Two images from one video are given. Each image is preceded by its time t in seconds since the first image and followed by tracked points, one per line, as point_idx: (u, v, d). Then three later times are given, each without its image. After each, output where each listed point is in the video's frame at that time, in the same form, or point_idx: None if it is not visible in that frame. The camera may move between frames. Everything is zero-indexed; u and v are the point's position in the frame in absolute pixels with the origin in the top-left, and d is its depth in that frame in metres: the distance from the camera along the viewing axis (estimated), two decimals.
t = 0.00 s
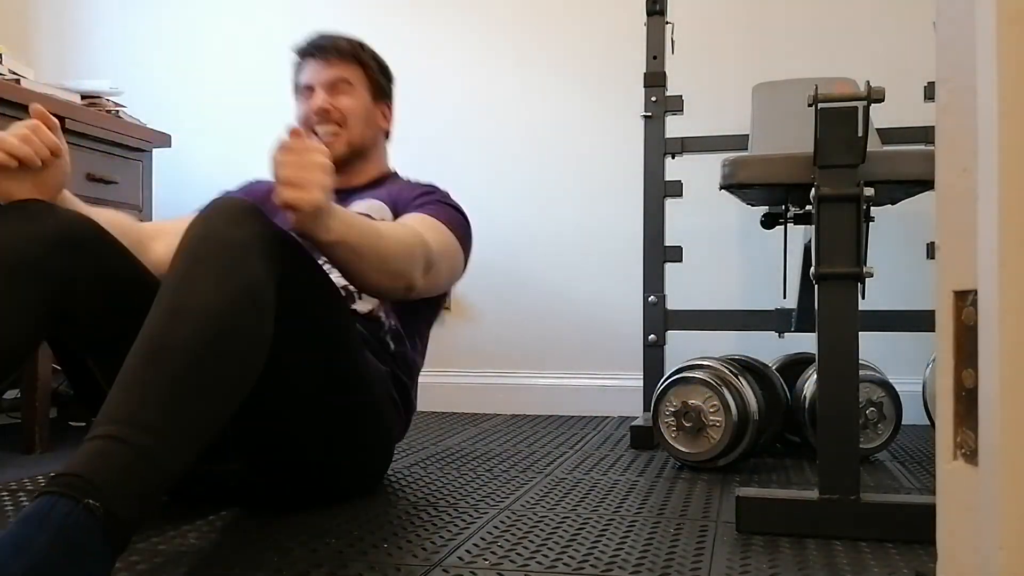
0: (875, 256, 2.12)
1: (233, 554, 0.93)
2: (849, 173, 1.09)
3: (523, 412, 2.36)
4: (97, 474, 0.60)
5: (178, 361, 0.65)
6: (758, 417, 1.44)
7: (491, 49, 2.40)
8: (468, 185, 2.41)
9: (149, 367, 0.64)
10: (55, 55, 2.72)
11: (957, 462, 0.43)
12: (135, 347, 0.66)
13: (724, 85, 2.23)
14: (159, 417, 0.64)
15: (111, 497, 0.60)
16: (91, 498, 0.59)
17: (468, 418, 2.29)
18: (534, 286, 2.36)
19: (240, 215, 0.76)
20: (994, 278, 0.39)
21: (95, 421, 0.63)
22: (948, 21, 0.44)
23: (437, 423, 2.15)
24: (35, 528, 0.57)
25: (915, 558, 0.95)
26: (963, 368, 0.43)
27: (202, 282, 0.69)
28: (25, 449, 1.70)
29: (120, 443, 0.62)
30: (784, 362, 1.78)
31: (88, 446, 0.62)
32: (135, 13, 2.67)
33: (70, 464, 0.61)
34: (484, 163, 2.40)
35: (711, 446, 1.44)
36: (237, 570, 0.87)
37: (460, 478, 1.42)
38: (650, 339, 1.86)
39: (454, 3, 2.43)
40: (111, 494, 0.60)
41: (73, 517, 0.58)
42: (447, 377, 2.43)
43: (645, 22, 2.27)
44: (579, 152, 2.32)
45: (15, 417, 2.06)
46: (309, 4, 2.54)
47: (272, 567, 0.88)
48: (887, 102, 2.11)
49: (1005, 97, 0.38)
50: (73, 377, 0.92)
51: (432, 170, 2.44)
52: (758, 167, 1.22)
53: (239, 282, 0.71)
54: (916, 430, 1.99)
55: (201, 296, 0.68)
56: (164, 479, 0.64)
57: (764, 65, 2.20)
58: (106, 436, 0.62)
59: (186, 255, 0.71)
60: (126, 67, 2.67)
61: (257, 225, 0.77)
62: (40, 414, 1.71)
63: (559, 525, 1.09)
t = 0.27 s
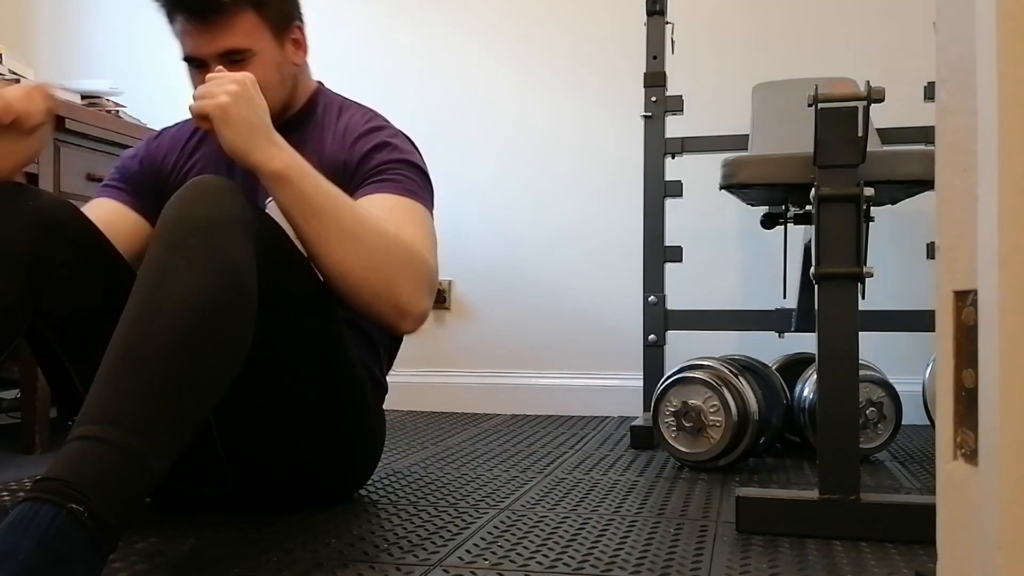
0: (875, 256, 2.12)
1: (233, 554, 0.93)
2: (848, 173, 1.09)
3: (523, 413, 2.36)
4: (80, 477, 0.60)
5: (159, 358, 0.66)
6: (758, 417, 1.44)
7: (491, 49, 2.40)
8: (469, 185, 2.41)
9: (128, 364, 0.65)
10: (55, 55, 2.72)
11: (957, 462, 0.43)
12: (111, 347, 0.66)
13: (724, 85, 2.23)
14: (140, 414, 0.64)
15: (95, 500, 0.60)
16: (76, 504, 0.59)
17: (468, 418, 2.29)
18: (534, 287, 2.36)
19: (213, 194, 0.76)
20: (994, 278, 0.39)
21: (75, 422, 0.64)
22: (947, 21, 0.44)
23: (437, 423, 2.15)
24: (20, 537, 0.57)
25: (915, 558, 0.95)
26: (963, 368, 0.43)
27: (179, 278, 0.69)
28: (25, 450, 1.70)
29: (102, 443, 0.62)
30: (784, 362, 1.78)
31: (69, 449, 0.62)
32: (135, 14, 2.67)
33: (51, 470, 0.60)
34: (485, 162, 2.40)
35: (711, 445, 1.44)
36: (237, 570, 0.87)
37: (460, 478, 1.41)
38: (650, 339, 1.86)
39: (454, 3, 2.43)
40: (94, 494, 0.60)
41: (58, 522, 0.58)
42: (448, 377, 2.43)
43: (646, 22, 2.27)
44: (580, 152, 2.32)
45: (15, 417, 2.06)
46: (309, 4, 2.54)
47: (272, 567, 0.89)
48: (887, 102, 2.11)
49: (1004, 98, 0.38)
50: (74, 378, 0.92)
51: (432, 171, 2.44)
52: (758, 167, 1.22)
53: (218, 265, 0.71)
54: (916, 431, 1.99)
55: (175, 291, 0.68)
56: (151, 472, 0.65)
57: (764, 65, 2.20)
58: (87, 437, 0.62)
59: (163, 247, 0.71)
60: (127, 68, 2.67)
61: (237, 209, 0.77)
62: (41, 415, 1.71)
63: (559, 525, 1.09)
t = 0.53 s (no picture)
0: (875, 256, 2.12)
1: (233, 554, 0.93)
2: (849, 173, 1.09)
3: (523, 413, 2.37)
4: (86, 475, 0.60)
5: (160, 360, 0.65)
6: (758, 417, 1.44)
7: (491, 49, 2.40)
8: (469, 186, 2.41)
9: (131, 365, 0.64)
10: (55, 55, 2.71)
11: (957, 462, 0.43)
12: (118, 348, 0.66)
13: (724, 85, 2.23)
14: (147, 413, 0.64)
15: (100, 498, 0.60)
16: (83, 504, 0.59)
17: (468, 418, 2.29)
18: (534, 286, 2.36)
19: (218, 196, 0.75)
20: (994, 279, 0.39)
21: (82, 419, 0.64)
22: (948, 21, 0.44)
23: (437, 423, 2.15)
24: (26, 539, 0.57)
25: (915, 558, 0.95)
26: (963, 368, 0.43)
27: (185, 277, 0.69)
28: (25, 450, 1.70)
29: (107, 440, 0.62)
30: (784, 362, 1.78)
31: (76, 446, 0.62)
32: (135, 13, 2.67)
33: (58, 469, 0.61)
34: (485, 163, 2.40)
35: (711, 445, 1.44)
36: (237, 570, 0.87)
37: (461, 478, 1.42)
38: (650, 339, 1.86)
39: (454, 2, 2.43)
40: (98, 492, 0.60)
41: (63, 522, 0.58)
42: (448, 377, 2.43)
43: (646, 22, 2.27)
44: (580, 152, 2.32)
45: (15, 417, 2.06)
46: (309, 4, 2.54)
47: (272, 567, 0.89)
48: (887, 102, 2.11)
49: (1004, 99, 0.38)
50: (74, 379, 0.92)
51: (433, 171, 2.44)
52: (758, 167, 1.22)
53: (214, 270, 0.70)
54: (916, 431, 1.99)
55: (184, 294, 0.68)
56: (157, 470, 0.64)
57: (764, 65, 2.20)
58: (93, 433, 0.62)
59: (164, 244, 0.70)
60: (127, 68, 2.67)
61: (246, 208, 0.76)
62: (40, 415, 1.71)
63: (560, 525, 1.09)
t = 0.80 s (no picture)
0: (875, 256, 2.12)
1: (233, 554, 0.93)
2: (849, 173, 1.09)
3: (523, 412, 2.37)
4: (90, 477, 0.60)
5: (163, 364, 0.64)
6: (758, 417, 1.44)
7: (491, 48, 2.40)
8: (469, 185, 2.41)
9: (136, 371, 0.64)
10: (54, 55, 2.72)
11: (956, 463, 0.43)
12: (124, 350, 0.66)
13: (724, 85, 2.23)
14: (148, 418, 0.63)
15: (104, 500, 0.60)
16: (86, 506, 0.59)
17: (468, 418, 2.29)
18: (534, 286, 2.36)
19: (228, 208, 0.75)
20: (994, 279, 0.39)
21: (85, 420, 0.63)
22: (948, 21, 0.44)
23: (437, 423, 2.15)
24: (29, 541, 0.57)
25: (915, 558, 0.95)
26: (963, 369, 0.43)
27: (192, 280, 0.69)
28: (25, 449, 1.70)
29: (111, 444, 0.62)
30: (784, 362, 1.78)
31: (79, 447, 0.62)
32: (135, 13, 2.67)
33: (60, 470, 0.61)
34: (484, 162, 2.40)
35: (711, 446, 1.44)
36: (237, 570, 0.87)
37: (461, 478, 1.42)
38: (650, 339, 1.86)
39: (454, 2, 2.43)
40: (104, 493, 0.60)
41: (66, 524, 0.58)
42: (448, 377, 2.43)
43: (646, 22, 2.27)
44: (580, 152, 2.32)
45: (15, 417, 2.06)
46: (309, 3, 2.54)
47: (272, 567, 0.89)
48: (887, 102, 2.11)
49: (1004, 99, 0.38)
50: (74, 379, 0.92)
51: (433, 172, 2.44)
52: (758, 167, 1.22)
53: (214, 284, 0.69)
54: (916, 431, 1.99)
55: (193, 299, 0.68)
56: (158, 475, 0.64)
57: (764, 65, 2.20)
58: (96, 436, 0.62)
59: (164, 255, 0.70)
60: (127, 68, 2.67)
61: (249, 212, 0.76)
62: (40, 414, 1.71)
63: (560, 525, 1.09)
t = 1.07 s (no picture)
0: (875, 256, 2.12)
1: (233, 554, 0.93)
2: (849, 173, 1.09)
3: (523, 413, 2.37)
4: (88, 478, 0.60)
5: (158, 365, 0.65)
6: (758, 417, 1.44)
7: (492, 49, 2.40)
8: (469, 185, 2.41)
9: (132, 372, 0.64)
10: (54, 55, 2.71)
11: (957, 462, 0.43)
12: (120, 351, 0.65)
13: (724, 85, 2.23)
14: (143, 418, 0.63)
15: (100, 502, 0.60)
16: (83, 508, 0.59)
17: (469, 418, 2.29)
18: (535, 286, 2.36)
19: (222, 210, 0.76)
20: (994, 279, 0.39)
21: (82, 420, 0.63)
22: (948, 22, 0.44)
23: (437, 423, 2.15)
24: (26, 541, 0.57)
25: (915, 558, 0.95)
26: (963, 368, 0.43)
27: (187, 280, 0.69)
28: (25, 450, 1.70)
29: (108, 444, 0.62)
30: (784, 361, 1.78)
31: (76, 448, 0.62)
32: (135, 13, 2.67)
33: (57, 473, 0.61)
34: (485, 163, 2.40)
35: (712, 445, 1.44)
36: (237, 570, 0.87)
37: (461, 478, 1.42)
38: (650, 339, 1.86)
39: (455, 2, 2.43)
40: (101, 497, 0.60)
41: (63, 525, 0.58)
42: (448, 377, 2.43)
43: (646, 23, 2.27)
44: (581, 152, 2.32)
45: (15, 418, 2.06)
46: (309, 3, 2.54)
47: (272, 567, 0.89)
48: (887, 102, 2.11)
49: (1004, 99, 0.38)
50: (74, 379, 0.92)
51: (433, 172, 2.44)
52: (758, 167, 1.22)
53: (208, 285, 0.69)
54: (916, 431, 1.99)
55: (187, 300, 0.68)
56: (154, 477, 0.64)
57: (765, 65, 2.20)
58: (93, 436, 0.62)
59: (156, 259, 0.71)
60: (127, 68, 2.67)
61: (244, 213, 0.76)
62: (40, 414, 1.71)
63: (559, 525, 1.09)
